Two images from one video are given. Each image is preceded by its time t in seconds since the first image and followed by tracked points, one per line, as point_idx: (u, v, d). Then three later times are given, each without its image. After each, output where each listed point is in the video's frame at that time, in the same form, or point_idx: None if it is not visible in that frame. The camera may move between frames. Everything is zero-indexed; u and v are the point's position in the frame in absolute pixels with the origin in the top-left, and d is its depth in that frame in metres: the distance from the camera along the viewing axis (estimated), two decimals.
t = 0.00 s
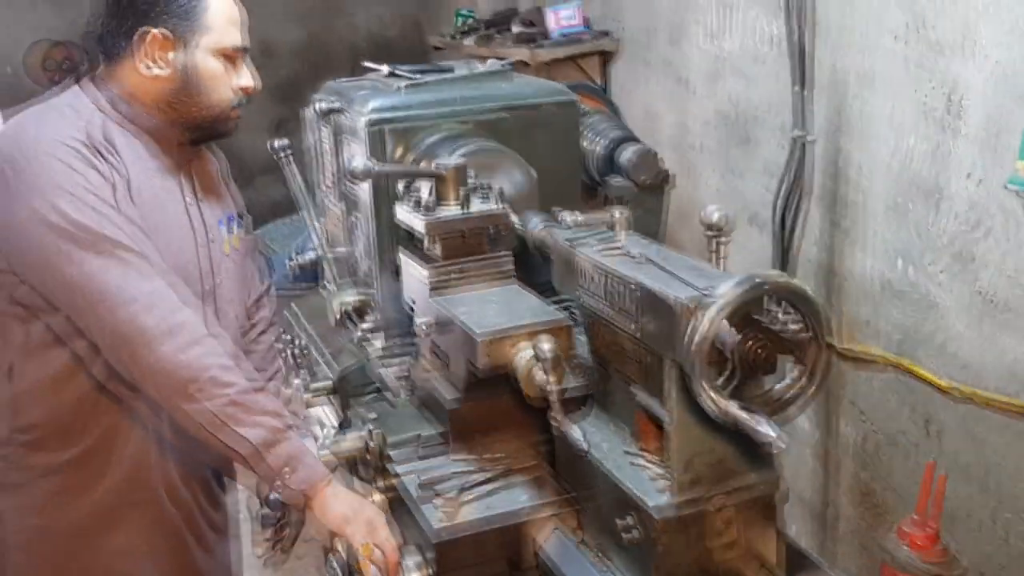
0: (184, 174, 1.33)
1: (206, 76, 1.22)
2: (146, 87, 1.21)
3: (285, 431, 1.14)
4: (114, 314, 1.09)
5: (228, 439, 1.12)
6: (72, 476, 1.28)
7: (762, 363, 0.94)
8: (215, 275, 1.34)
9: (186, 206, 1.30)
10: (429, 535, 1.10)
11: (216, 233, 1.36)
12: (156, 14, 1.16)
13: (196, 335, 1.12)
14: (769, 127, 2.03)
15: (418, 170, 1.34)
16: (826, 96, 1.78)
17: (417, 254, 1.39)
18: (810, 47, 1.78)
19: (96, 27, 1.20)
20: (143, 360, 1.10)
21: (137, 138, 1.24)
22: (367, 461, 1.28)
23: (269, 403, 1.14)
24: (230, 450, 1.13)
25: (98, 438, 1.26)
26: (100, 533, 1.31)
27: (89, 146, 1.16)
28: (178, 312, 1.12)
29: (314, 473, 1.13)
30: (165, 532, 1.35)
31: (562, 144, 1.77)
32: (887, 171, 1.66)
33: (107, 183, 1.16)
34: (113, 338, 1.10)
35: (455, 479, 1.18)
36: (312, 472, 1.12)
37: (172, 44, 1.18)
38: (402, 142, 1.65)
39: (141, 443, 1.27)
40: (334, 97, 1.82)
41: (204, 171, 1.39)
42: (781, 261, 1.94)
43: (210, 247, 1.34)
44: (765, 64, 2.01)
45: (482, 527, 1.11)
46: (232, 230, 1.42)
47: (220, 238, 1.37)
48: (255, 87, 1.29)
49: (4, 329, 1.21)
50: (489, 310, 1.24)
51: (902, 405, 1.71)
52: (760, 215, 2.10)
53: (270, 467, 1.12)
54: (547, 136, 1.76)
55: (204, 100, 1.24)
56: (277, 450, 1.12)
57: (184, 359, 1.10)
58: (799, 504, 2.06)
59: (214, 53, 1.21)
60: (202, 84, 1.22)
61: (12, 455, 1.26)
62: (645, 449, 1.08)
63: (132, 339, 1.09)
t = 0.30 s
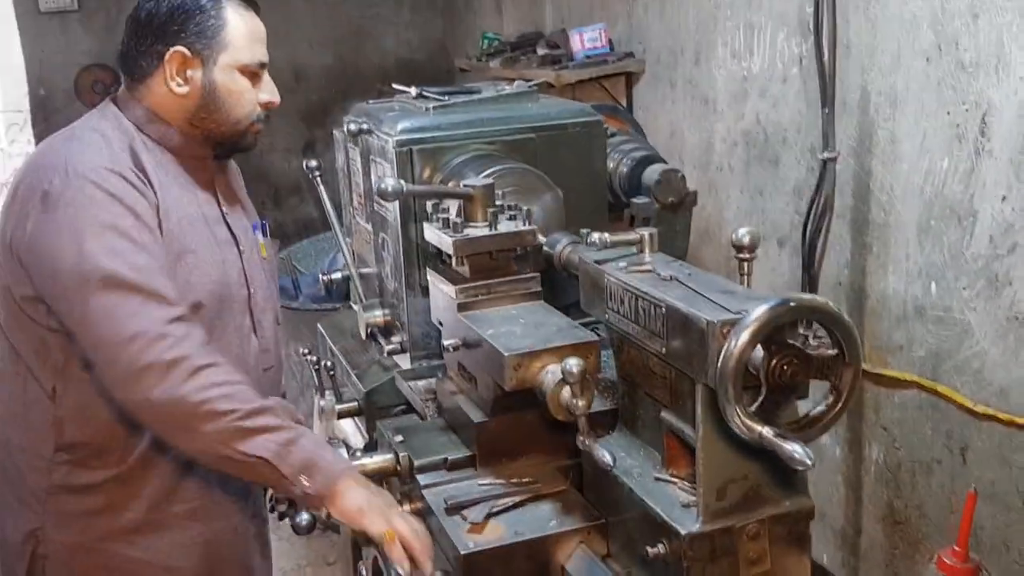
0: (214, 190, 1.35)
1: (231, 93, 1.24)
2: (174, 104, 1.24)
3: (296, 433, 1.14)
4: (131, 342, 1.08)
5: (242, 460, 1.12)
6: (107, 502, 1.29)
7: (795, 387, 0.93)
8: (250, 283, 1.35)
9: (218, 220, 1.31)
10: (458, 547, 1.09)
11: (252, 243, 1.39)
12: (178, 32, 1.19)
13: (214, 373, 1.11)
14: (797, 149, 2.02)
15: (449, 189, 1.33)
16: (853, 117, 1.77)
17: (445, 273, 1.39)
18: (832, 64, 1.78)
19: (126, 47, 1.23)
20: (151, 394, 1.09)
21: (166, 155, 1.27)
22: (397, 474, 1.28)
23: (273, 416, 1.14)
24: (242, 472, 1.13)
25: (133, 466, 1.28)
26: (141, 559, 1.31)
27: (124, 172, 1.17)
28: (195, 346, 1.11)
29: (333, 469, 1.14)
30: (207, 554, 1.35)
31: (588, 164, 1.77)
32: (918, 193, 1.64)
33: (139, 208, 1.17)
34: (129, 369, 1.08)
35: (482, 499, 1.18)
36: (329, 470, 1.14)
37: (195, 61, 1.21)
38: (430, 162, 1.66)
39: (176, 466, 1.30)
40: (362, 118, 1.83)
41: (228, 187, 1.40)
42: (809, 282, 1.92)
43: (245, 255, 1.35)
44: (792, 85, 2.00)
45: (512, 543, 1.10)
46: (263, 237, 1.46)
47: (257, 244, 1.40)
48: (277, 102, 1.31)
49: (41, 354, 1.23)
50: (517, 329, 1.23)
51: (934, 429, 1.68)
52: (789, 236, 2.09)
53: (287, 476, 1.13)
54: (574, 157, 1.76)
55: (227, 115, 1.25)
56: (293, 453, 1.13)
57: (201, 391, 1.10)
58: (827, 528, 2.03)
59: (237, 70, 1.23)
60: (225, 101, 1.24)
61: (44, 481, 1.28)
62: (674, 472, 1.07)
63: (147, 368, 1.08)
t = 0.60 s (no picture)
0: (238, 201, 1.35)
1: (255, 105, 1.24)
2: (197, 117, 1.24)
3: (199, 442, 1.19)
4: (41, 384, 1.08)
5: (161, 467, 1.16)
6: (153, 517, 1.26)
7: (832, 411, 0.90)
8: (278, 290, 1.35)
9: (241, 232, 1.30)
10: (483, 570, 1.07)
11: (276, 251, 1.39)
12: (201, 45, 1.20)
13: (119, 409, 1.12)
14: (829, 167, 1.99)
15: (475, 206, 1.32)
16: (887, 135, 1.74)
17: (470, 291, 1.38)
18: (866, 81, 1.76)
19: (149, 61, 1.24)
20: (69, 432, 1.10)
21: (189, 169, 1.26)
22: (421, 493, 1.26)
23: (175, 427, 1.17)
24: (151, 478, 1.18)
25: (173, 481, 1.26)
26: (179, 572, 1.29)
27: (140, 187, 1.17)
28: (108, 378, 1.12)
29: (236, 463, 1.22)
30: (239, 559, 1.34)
31: (618, 181, 1.76)
32: (953, 212, 1.60)
33: (149, 224, 1.16)
34: (35, 409, 1.09)
35: (507, 520, 1.15)
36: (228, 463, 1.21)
37: (218, 74, 1.21)
38: (457, 179, 1.65)
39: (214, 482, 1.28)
40: (389, 134, 1.82)
41: (251, 198, 1.40)
42: (842, 301, 1.88)
43: (270, 263, 1.35)
44: (825, 103, 1.98)
45: (538, 565, 1.07)
46: (283, 245, 1.47)
47: (279, 251, 1.41)
48: (301, 113, 1.32)
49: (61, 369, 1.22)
50: (543, 348, 1.21)
51: (971, 454, 1.64)
52: (822, 255, 2.05)
53: (189, 480, 1.20)
54: (603, 174, 1.74)
55: (251, 128, 1.25)
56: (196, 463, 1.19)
57: (107, 421, 1.11)
58: (860, 552, 1.98)
59: (260, 82, 1.24)
60: (249, 114, 1.24)
61: (89, 496, 1.23)
62: (705, 496, 1.04)
63: (54, 409, 1.09)
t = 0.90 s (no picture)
0: (258, 207, 1.34)
1: (273, 112, 1.23)
2: (215, 123, 1.23)
3: (208, 471, 1.13)
4: (51, 395, 1.06)
5: (163, 492, 1.11)
6: (167, 528, 1.23)
7: (869, 431, 0.87)
8: (299, 295, 1.34)
9: (261, 238, 1.29)
10: None
11: (296, 257, 1.37)
12: (218, 52, 1.18)
13: (129, 424, 1.09)
14: (862, 178, 1.95)
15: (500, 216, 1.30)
16: (922, 147, 1.69)
17: (493, 302, 1.35)
18: (902, 92, 1.71)
19: (168, 67, 1.23)
20: (77, 448, 1.07)
21: (206, 176, 1.25)
22: (442, 509, 1.24)
23: (184, 453, 1.12)
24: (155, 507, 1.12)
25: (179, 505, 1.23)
26: None
27: (157, 198, 1.16)
28: (120, 391, 1.09)
29: (252, 498, 1.15)
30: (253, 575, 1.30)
31: (645, 192, 1.73)
32: (991, 226, 1.56)
33: (167, 235, 1.15)
34: (47, 420, 1.07)
35: (529, 538, 1.13)
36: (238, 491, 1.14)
37: (235, 81, 1.20)
38: (482, 188, 1.63)
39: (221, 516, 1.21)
40: (414, 142, 1.81)
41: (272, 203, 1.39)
42: (874, 315, 1.84)
43: (291, 269, 1.33)
44: (858, 113, 1.93)
45: None
46: (304, 250, 1.46)
47: (299, 257, 1.40)
48: (321, 120, 1.31)
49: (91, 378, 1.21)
50: (568, 361, 1.18)
51: (1009, 474, 1.58)
52: (854, 268, 2.01)
53: (200, 513, 1.14)
54: (630, 184, 1.71)
55: (269, 135, 1.24)
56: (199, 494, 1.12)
57: (111, 437, 1.08)
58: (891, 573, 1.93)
59: (279, 90, 1.22)
60: (267, 121, 1.23)
61: (104, 504, 1.21)
62: (734, 517, 1.01)
63: (59, 423, 1.07)
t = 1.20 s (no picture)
0: (274, 208, 1.32)
1: (289, 113, 1.21)
2: (230, 122, 1.21)
3: (235, 465, 1.16)
4: (75, 396, 1.06)
5: (192, 487, 1.14)
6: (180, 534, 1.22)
7: (903, 448, 0.83)
8: (316, 297, 1.32)
9: (277, 240, 1.28)
10: None
11: (313, 258, 1.35)
12: (233, 51, 1.16)
13: (160, 424, 1.11)
14: (893, 183, 1.90)
15: (520, 219, 1.27)
16: (956, 151, 1.64)
17: (514, 307, 1.32)
18: (935, 96, 1.67)
19: (183, 65, 1.21)
20: (104, 447, 1.09)
21: (220, 176, 1.24)
22: (458, 519, 1.21)
23: (214, 448, 1.15)
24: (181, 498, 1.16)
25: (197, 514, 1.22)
26: None
27: (174, 197, 1.14)
28: (144, 389, 1.10)
29: (271, 485, 1.20)
30: None
31: (670, 195, 1.69)
32: None
33: (184, 235, 1.13)
34: (73, 420, 1.07)
35: (547, 550, 1.09)
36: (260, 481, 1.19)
37: (251, 81, 1.18)
38: (503, 190, 1.60)
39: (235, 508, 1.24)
40: (435, 144, 1.78)
41: (288, 204, 1.37)
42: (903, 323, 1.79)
43: (308, 271, 1.31)
44: (890, 116, 1.88)
45: None
46: (323, 250, 1.45)
47: (317, 258, 1.38)
48: (339, 121, 1.28)
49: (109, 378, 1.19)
50: (589, 369, 1.15)
51: None
52: (883, 275, 1.96)
53: (221, 499, 1.17)
54: (655, 188, 1.68)
55: (284, 136, 1.22)
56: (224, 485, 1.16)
57: (145, 437, 1.09)
58: None
59: (295, 90, 1.20)
60: (282, 121, 1.21)
61: (114, 507, 1.20)
62: (759, 532, 0.97)
63: (87, 422, 1.07)
